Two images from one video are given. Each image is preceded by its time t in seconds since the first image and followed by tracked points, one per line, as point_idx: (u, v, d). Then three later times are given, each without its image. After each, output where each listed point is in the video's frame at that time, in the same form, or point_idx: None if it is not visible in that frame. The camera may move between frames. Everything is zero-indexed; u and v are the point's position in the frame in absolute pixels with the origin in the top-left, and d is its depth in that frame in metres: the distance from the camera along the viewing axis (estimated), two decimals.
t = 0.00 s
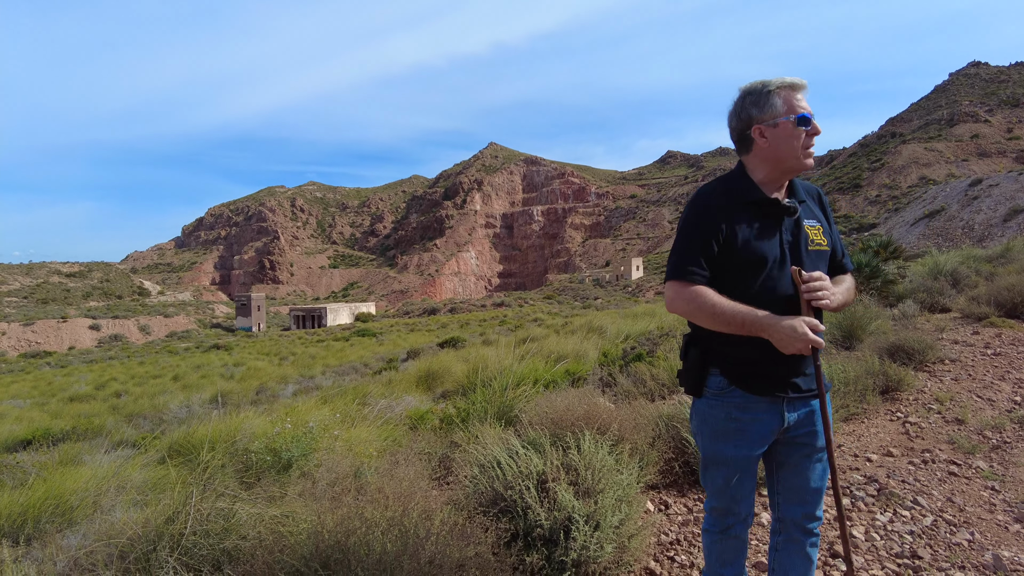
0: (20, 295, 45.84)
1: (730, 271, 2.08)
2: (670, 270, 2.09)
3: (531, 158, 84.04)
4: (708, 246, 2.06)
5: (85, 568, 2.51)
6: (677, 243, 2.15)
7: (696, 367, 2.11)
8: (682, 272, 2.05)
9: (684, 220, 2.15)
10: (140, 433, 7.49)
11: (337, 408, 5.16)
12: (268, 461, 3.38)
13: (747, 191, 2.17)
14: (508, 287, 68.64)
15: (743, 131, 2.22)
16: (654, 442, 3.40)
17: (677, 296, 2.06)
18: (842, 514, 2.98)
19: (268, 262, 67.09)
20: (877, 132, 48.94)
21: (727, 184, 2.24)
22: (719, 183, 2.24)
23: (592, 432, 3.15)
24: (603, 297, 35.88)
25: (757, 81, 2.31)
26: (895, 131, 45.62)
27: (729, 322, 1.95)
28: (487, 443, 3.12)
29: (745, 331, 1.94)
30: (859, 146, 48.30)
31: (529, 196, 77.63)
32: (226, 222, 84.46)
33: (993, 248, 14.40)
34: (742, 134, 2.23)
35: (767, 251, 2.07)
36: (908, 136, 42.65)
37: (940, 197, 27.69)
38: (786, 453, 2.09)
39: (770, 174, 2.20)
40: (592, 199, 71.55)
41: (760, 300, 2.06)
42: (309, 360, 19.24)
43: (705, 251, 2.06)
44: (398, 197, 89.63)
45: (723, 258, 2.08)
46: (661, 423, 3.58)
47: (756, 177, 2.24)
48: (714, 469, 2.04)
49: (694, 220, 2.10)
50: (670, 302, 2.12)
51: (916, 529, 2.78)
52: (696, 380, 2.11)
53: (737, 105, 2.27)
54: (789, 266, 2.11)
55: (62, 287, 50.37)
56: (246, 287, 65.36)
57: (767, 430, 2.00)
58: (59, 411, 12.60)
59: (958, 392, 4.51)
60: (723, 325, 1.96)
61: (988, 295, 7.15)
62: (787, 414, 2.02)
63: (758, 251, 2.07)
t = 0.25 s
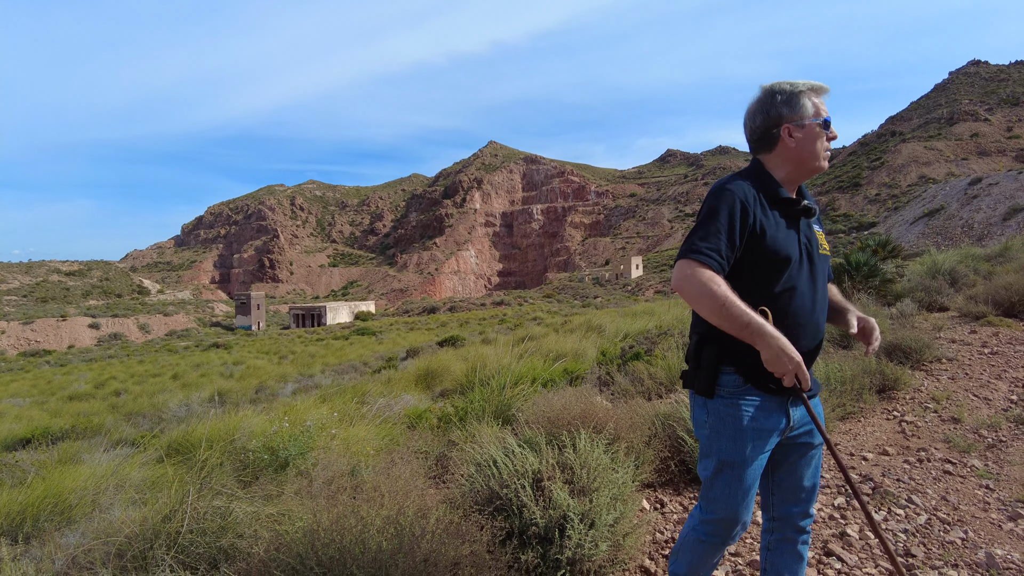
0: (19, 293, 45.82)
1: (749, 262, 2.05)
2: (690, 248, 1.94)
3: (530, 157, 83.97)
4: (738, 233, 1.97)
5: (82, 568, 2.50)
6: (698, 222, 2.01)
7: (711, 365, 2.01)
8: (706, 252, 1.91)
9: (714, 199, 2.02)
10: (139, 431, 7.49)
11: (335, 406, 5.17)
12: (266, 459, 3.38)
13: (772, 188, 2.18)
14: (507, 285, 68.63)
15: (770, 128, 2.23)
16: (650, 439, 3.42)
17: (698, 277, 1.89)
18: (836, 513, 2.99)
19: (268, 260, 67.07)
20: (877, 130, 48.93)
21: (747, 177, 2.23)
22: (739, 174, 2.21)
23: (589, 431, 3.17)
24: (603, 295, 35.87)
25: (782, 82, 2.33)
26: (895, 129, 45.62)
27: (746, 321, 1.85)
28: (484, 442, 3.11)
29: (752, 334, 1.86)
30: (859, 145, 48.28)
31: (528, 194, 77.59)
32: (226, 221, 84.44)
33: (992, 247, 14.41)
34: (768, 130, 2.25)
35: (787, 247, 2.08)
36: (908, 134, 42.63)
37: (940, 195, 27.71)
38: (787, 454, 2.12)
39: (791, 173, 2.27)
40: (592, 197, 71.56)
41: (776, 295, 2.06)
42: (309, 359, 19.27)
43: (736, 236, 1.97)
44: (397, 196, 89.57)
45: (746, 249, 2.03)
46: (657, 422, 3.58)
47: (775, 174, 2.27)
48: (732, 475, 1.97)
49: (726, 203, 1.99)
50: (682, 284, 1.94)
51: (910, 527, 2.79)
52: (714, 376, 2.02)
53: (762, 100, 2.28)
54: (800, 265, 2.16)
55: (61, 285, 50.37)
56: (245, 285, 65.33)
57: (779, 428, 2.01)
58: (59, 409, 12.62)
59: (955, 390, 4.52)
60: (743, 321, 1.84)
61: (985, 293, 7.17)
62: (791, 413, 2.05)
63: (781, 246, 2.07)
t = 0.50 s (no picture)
0: (17, 293, 45.70)
1: (743, 268, 2.04)
2: (687, 257, 1.90)
3: (529, 156, 83.94)
4: (736, 240, 1.95)
5: (78, 567, 2.50)
6: (695, 229, 1.97)
7: (705, 378, 2.00)
8: (705, 262, 1.88)
9: (711, 205, 1.97)
10: (137, 431, 7.48)
11: (333, 405, 5.16)
12: (262, 459, 3.39)
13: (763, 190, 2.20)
14: (506, 285, 68.62)
15: (764, 129, 2.23)
16: (644, 438, 3.43)
17: (693, 289, 1.85)
18: (830, 511, 3.01)
19: (266, 260, 66.97)
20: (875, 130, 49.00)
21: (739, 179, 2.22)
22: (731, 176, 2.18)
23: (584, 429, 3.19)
24: (601, 295, 35.89)
25: (770, 84, 2.31)
26: (893, 129, 45.70)
27: (731, 347, 1.84)
28: (479, 441, 3.11)
29: (726, 365, 1.86)
30: (857, 144, 48.34)
31: (527, 194, 77.56)
32: (224, 220, 84.30)
33: (988, 246, 14.44)
34: (760, 134, 2.24)
35: (777, 253, 2.10)
36: (906, 134, 42.72)
37: (938, 195, 27.76)
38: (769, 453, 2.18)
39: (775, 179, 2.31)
40: (590, 197, 71.56)
41: (767, 301, 2.08)
42: (307, 358, 19.24)
43: (734, 244, 1.94)
44: (396, 195, 89.51)
45: (742, 255, 2.02)
46: (651, 420, 3.59)
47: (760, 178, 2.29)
48: (727, 479, 2.01)
49: (725, 208, 1.95)
50: (678, 294, 1.89)
51: (902, 525, 2.81)
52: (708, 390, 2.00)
53: (754, 100, 2.26)
54: (787, 268, 2.19)
55: (59, 284, 50.28)
56: (244, 285, 65.24)
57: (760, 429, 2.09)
58: (57, 408, 12.58)
59: (950, 389, 4.54)
60: (727, 346, 1.84)
61: (981, 293, 7.20)
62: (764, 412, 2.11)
63: (771, 251, 2.09)
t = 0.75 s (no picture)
0: (14, 293, 45.55)
1: (715, 276, 2.08)
2: (664, 273, 1.91)
3: (527, 156, 83.92)
4: (709, 253, 1.97)
5: (74, 566, 2.50)
6: (669, 241, 1.97)
7: (681, 391, 2.02)
8: (682, 279, 1.89)
9: (684, 219, 1.97)
10: (133, 431, 7.46)
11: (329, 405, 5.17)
12: (257, 458, 3.39)
13: (724, 194, 2.25)
14: (504, 285, 68.61)
15: (730, 134, 2.27)
16: (637, 437, 3.45)
17: (671, 307, 1.87)
18: (822, 510, 3.03)
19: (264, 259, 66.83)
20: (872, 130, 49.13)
21: (703, 182, 2.25)
22: (695, 179, 2.21)
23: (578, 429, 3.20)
24: (599, 295, 35.91)
25: (730, 87, 2.34)
26: (890, 129, 45.82)
27: (704, 367, 1.88)
28: (472, 441, 3.12)
29: (700, 384, 1.90)
30: (855, 144, 48.47)
31: (525, 193, 77.56)
32: (222, 220, 84.13)
33: (984, 246, 14.47)
34: (726, 138, 2.28)
35: (742, 259, 2.16)
36: (903, 134, 42.83)
37: (935, 195, 27.84)
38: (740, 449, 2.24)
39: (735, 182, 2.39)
40: (588, 196, 71.59)
41: (736, 305, 2.14)
42: (304, 358, 19.20)
43: (708, 257, 1.98)
44: (394, 195, 89.44)
45: (713, 264, 2.06)
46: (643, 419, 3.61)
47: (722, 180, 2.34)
48: (698, 481, 2.06)
49: (698, 223, 1.96)
50: (655, 312, 1.90)
51: (893, 523, 2.83)
52: (679, 402, 2.01)
53: (719, 103, 2.28)
54: (749, 270, 2.26)
55: (56, 284, 50.15)
56: (241, 284, 65.11)
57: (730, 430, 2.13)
58: (53, 409, 12.55)
59: (943, 388, 4.57)
60: (701, 366, 1.88)
61: (976, 292, 7.23)
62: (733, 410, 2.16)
63: (736, 257, 2.15)
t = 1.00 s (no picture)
0: (12, 293, 45.48)
1: (698, 276, 2.10)
2: (650, 281, 1.91)
3: (526, 156, 83.91)
4: (691, 255, 1.99)
5: (72, 566, 2.51)
6: (650, 247, 1.98)
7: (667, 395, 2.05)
8: (667, 285, 1.91)
9: (666, 224, 1.98)
10: (131, 432, 7.45)
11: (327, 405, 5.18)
12: (255, 458, 3.40)
13: (699, 192, 2.26)
14: (503, 285, 68.57)
15: (703, 134, 2.30)
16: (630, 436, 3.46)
17: (658, 315, 1.90)
18: (816, 509, 3.05)
19: (263, 259, 66.77)
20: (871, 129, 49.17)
21: (678, 182, 2.27)
22: (670, 179, 2.23)
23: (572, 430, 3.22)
24: (598, 295, 35.89)
25: (701, 85, 2.35)
26: (889, 129, 45.85)
27: (690, 373, 1.92)
28: (468, 441, 3.14)
29: (685, 391, 1.94)
30: (854, 144, 48.50)
31: (524, 193, 77.54)
32: (221, 220, 84.03)
33: (982, 246, 14.50)
34: (698, 139, 2.30)
35: (723, 257, 2.18)
36: (902, 133, 42.86)
37: (934, 195, 27.86)
38: (723, 443, 2.29)
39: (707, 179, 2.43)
40: (587, 196, 71.58)
41: (719, 301, 2.17)
42: (303, 358, 19.18)
43: (689, 260, 1.99)
44: (393, 195, 89.40)
45: (695, 265, 2.07)
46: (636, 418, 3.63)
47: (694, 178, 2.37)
48: (686, 478, 2.09)
49: (680, 226, 1.97)
50: (642, 320, 1.92)
51: (885, 523, 2.85)
52: (666, 405, 2.03)
53: (691, 102, 2.28)
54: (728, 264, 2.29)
55: (55, 284, 50.09)
56: (240, 284, 65.04)
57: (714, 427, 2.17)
58: (52, 409, 12.53)
59: (939, 388, 4.58)
60: (686, 372, 1.92)
61: (973, 292, 7.25)
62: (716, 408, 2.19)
63: (718, 255, 2.16)
